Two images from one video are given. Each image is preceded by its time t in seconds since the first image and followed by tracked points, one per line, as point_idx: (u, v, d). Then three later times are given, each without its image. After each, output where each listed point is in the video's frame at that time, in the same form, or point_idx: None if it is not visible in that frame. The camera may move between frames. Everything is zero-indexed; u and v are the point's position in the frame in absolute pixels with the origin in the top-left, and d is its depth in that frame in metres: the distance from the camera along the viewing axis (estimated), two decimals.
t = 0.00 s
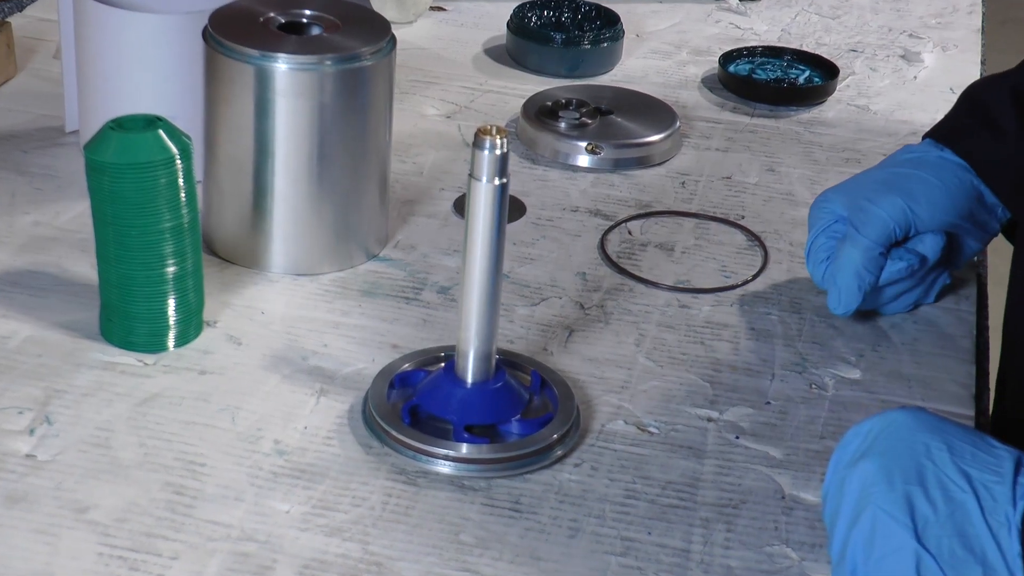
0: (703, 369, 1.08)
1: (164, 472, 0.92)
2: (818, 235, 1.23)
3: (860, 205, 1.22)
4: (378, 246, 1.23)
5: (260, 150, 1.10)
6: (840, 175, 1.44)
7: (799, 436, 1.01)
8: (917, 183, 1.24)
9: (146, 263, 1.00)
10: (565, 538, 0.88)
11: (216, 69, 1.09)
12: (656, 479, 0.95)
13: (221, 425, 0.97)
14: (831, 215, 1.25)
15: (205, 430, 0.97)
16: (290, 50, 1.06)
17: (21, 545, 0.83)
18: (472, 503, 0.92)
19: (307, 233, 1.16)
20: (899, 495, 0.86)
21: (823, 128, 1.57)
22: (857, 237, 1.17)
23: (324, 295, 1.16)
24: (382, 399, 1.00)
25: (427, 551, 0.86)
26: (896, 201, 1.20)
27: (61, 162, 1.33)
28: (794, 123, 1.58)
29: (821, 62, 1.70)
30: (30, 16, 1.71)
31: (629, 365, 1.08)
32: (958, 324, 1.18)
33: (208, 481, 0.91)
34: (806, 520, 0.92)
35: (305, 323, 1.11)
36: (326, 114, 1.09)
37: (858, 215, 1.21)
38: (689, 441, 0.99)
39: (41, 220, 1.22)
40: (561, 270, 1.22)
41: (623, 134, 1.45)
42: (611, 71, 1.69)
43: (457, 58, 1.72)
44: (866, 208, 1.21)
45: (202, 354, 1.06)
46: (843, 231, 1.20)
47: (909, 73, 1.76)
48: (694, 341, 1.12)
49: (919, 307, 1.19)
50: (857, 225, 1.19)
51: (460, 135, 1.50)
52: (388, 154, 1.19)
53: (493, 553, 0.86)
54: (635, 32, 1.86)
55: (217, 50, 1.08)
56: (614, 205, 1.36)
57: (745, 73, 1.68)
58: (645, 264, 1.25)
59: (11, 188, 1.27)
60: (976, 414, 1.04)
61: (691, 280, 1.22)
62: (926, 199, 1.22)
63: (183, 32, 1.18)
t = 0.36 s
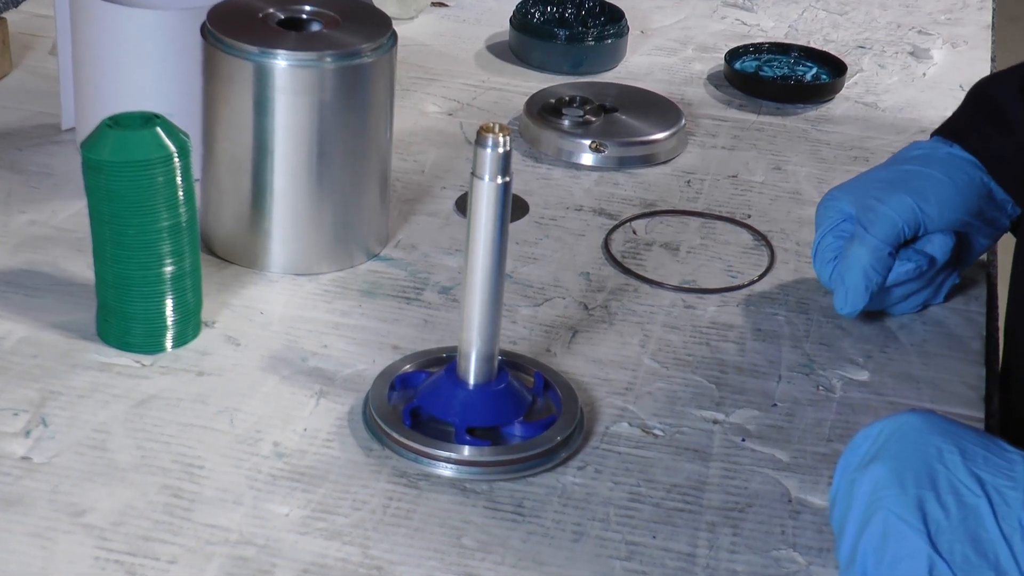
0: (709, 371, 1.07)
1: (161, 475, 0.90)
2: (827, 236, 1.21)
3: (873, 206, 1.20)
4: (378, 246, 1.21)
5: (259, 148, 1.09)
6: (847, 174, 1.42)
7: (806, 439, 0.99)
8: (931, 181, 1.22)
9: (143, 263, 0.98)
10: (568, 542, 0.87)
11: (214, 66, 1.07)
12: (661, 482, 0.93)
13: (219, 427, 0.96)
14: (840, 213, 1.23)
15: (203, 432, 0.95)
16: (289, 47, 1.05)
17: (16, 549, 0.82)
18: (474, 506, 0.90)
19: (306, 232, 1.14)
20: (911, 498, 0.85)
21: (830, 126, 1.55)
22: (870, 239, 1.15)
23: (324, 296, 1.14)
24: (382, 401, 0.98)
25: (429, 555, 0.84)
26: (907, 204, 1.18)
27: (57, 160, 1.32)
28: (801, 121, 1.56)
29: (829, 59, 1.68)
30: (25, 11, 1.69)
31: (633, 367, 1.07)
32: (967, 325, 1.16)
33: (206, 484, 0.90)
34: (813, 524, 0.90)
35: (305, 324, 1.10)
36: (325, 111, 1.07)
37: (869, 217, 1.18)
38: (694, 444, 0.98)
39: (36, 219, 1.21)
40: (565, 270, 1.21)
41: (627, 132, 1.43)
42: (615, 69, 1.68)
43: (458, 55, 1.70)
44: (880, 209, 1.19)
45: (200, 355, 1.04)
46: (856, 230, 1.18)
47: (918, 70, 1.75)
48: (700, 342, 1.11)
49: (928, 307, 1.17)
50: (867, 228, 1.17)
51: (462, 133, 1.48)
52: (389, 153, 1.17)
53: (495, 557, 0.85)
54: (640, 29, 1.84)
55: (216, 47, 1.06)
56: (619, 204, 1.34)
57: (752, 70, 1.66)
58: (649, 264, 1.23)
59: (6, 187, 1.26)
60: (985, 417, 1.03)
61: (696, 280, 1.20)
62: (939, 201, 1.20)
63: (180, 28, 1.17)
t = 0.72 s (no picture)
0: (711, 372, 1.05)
1: (156, 477, 0.89)
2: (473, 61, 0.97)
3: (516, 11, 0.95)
4: (376, 244, 1.20)
5: (255, 146, 1.07)
6: (851, 173, 1.41)
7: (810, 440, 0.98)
8: None
9: (137, 263, 0.97)
10: (568, 545, 0.85)
11: (210, 62, 1.06)
12: (662, 484, 0.92)
13: (215, 429, 0.94)
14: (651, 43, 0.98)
15: (197, 435, 0.94)
16: (286, 43, 1.03)
17: (8, 553, 0.80)
18: (473, 509, 0.88)
19: (303, 231, 1.13)
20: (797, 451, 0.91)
21: (834, 124, 1.53)
22: None
23: (321, 295, 1.13)
24: (380, 403, 0.97)
25: (427, 559, 0.83)
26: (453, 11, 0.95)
27: (50, 159, 1.30)
28: (804, 118, 1.55)
29: (833, 56, 1.67)
30: (18, 8, 1.68)
31: (635, 368, 1.05)
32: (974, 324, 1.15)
33: (201, 486, 0.88)
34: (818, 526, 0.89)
35: (302, 324, 1.08)
36: (322, 109, 1.06)
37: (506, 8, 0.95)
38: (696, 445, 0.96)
39: (29, 218, 1.19)
40: (565, 270, 1.19)
41: (628, 130, 1.41)
42: (616, 65, 1.66)
43: (457, 52, 1.69)
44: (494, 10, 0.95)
45: (195, 356, 1.03)
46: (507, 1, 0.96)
47: (923, 66, 1.73)
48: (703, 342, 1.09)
49: (933, 307, 1.16)
50: None
51: (461, 131, 1.46)
52: (386, 150, 1.16)
53: (494, 560, 0.83)
54: (641, 25, 1.82)
55: (211, 44, 1.05)
56: (620, 203, 1.33)
57: (755, 67, 1.64)
58: (651, 263, 1.22)
59: None
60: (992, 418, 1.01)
61: (698, 280, 1.19)
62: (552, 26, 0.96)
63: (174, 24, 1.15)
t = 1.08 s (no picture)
0: (710, 378, 1.05)
1: (153, 479, 0.88)
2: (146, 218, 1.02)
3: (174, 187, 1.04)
4: (371, 256, 1.21)
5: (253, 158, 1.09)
6: (850, 182, 1.42)
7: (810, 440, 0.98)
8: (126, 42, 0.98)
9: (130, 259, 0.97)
10: (568, 548, 0.85)
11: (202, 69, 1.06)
12: (663, 487, 0.92)
13: (212, 431, 0.94)
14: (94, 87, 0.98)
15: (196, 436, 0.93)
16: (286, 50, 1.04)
17: (4, 556, 0.80)
18: (472, 511, 0.88)
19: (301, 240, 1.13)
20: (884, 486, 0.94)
21: (834, 133, 1.55)
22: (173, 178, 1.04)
23: (318, 303, 1.13)
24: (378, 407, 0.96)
25: (426, 561, 0.83)
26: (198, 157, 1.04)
27: (45, 160, 1.30)
28: (802, 127, 1.56)
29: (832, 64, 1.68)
30: (14, 9, 1.67)
31: (633, 375, 1.05)
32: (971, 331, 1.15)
33: (199, 487, 0.88)
34: (818, 527, 0.89)
35: (300, 331, 1.08)
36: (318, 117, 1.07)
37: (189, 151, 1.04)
38: (697, 446, 0.96)
39: (24, 219, 1.19)
40: (563, 280, 1.20)
41: (628, 139, 1.43)
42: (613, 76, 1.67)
43: (455, 61, 1.69)
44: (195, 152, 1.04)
45: (191, 360, 1.02)
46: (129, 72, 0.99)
47: (922, 75, 1.75)
48: (700, 352, 1.10)
49: (930, 318, 1.17)
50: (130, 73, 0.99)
51: (459, 140, 1.47)
52: (380, 165, 1.18)
53: (494, 563, 0.83)
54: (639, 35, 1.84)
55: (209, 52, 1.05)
56: (617, 212, 1.33)
57: (755, 75, 1.66)
58: (649, 273, 1.22)
59: None
60: (991, 420, 1.02)
61: (698, 288, 1.20)
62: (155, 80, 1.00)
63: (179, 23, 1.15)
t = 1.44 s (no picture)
0: (717, 384, 1.04)
1: (157, 489, 0.88)
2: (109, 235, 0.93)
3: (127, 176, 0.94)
4: (379, 254, 1.19)
5: (256, 154, 1.07)
6: (859, 183, 1.40)
7: (817, 451, 0.97)
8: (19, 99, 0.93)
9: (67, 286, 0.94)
10: (573, 557, 0.84)
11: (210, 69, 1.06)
12: (668, 496, 0.91)
13: (217, 440, 0.94)
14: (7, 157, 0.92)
15: (200, 445, 0.93)
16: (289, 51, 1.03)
17: (8, 564, 0.79)
18: (477, 521, 0.87)
19: (306, 239, 1.12)
20: (883, 512, 0.85)
21: (843, 132, 1.53)
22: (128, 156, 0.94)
23: (324, 305, 1.12)
24: (383, 414, 0.96)
25: (430, 571, 0.82)
26: (157, 132, 0.95)
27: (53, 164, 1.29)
28: (812, 127, 1.54)
29: (839, 64, 1.66)
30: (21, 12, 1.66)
31: (640, 379, 1.04)
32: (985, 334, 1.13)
33: (202, 498, 0.87)
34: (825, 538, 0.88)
35: (305, 335, 1.07)
36: (325, 114, 1.05)
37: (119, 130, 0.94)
38: (701, 456, 0.95)
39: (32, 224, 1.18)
40: (570, 280, 1.18)
41: (635, 138, 1.41)
42: (621, 74, 1.65)
43: (462, 60, 1.68)
44: (151, 126, 0.94)
45: (197, 366, 1.02)
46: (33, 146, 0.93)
47: (932, 75, 1.73)
48: (710, 354, 1.08)
49: (942, 318, 1.15)
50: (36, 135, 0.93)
51: (466, 139, 1.46)
52: (390, 161, 1.15)
53: (499, 573, 0.82)
54: (647, 33, 1.82)
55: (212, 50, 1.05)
56: (626, 212, 1.32)
57: (762, 75, 1.64)
58: (657, 273, 1.21)
59: None
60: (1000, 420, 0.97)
61: (705, 290, 1.18)
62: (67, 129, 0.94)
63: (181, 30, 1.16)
